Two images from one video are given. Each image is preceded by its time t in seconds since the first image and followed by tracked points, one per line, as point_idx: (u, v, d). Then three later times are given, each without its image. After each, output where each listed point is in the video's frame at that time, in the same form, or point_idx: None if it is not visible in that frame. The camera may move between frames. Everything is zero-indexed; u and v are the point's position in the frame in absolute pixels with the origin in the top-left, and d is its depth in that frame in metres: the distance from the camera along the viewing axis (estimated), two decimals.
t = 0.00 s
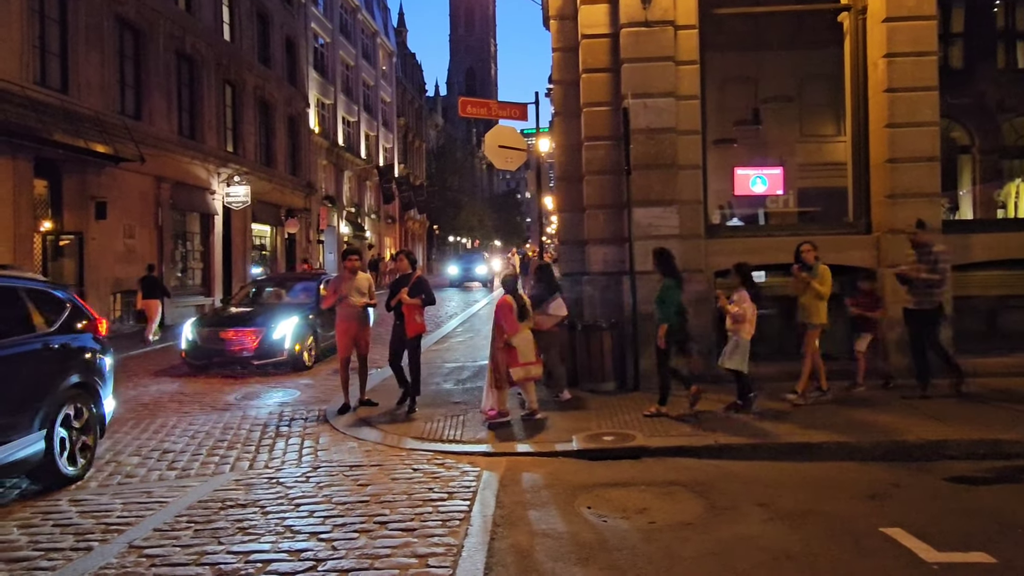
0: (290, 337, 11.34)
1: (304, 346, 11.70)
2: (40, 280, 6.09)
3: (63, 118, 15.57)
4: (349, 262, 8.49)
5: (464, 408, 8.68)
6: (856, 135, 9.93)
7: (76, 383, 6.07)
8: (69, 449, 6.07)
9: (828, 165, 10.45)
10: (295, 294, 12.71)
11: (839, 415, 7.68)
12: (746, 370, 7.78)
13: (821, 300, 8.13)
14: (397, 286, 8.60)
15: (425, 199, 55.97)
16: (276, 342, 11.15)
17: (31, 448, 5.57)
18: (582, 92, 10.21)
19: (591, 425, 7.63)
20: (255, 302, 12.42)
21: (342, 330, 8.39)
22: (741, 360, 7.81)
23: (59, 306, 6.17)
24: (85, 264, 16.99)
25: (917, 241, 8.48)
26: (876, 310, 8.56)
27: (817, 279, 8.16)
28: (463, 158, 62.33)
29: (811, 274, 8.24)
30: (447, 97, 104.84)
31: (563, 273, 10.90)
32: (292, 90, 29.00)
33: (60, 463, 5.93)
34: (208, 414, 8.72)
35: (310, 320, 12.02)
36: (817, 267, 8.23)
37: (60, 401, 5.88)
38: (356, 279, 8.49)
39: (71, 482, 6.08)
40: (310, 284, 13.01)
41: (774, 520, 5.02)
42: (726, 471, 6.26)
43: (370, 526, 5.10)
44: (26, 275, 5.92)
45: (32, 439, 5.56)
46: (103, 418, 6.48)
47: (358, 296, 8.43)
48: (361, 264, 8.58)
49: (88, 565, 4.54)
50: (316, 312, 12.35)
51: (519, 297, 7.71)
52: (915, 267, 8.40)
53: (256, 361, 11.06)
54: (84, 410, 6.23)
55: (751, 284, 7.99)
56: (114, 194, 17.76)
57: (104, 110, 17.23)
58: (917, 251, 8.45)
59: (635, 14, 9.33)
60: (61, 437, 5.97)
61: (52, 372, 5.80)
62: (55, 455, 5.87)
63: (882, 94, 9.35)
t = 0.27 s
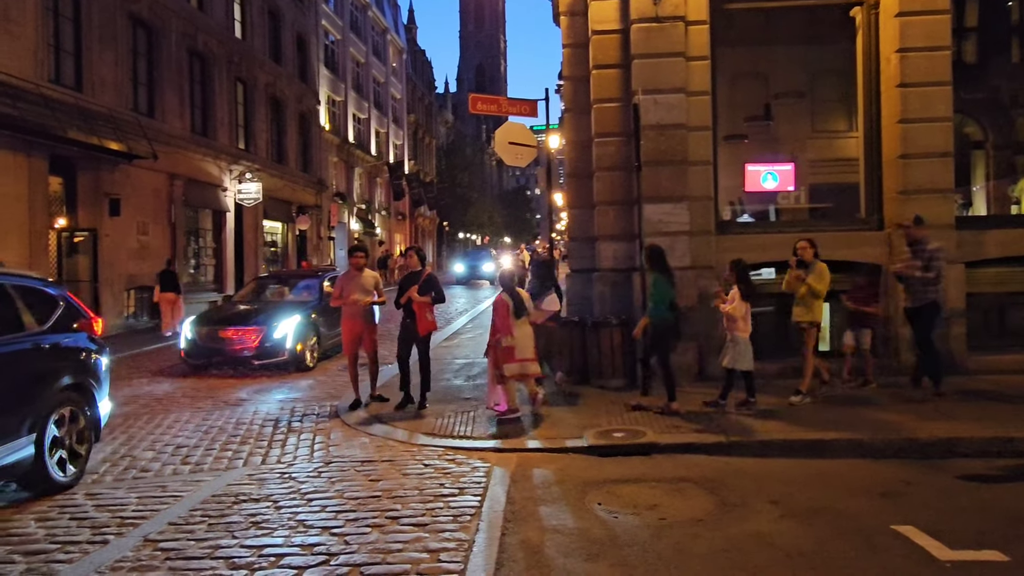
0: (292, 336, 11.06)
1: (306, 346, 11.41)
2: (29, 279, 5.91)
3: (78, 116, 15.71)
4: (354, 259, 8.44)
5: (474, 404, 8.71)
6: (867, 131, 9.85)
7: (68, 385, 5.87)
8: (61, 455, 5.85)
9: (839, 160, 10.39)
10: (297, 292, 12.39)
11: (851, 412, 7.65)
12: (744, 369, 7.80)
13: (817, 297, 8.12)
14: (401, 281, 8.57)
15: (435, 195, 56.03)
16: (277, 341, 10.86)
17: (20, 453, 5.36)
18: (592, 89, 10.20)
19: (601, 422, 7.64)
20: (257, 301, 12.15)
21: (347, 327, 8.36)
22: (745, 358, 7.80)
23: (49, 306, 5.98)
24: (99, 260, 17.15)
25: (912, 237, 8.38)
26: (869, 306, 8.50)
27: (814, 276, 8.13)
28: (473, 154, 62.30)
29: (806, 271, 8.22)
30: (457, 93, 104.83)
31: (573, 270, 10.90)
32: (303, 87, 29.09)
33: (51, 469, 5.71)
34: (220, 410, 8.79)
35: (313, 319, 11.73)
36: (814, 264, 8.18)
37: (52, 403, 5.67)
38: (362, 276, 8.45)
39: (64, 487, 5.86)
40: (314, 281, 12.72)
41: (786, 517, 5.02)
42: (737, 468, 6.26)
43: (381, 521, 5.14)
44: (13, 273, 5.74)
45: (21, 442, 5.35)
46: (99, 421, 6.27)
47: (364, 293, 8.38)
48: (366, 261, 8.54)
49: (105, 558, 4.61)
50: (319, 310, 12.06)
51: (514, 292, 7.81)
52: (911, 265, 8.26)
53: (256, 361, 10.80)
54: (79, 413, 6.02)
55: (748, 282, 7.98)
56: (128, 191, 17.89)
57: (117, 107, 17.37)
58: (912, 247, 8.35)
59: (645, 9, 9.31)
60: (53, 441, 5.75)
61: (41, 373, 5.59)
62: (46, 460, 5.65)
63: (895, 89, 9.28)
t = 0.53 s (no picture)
0: (304, 336, 10.84)
1: (319, 346, 11.18)
2: (30, 276, 5.68)
3: (106, 116, 15.97)
4: (372, 258, 8.40)
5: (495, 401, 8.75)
6: (893, 127, 9.67)
7: (71, 386, 5.64)
8: (63, 458, 5.64)
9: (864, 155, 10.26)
10: (312, 291, 12.21)
11: (876, 410, 7.57)
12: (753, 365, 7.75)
13: (828, 293, 7.99)
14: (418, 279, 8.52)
15: (455, 192, 56.17)
16: (291, 341, 10.66)
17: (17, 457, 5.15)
18: (612, 85, 10.17)
19: (622, 419, 7.63)
20: (270, 300, 11.97)
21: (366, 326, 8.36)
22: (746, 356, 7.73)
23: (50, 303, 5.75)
24: (127, 258, 17.45)
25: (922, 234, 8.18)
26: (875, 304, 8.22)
27: (823, 272, 7.99)
28: (493, 152, 62.32)
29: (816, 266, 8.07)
30: (478, 91, 104.90)
31: (594, 266, 10.89)
32: (325, 86, 29.30)
33: (51, 473, 5.50)
34: (245, 406, 8.91)
35: (327, 318, 11.51)
36: (824, 259, 8.04)
37: (53, 406, 5.46)
38: (380, 275, 8.42)
39: (65, 492, 5.65)
40: (329, 281, 12.49)
41: (809, 516, 4.99)
42: (760, 466, 6.22)
43: (404, 516, 5.19)
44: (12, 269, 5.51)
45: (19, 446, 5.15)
46: (104, 423, 6.05)
47: (383, 292, 8.38)
48: (384, 258, 8.49)
49: (134, 550, 4.71)
50: (333, 310, 11.83)
51: (525, 289, 7.91)
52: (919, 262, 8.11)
53: (269, 361, 10.59)
54: (82, 415, 5.81)
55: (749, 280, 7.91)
56: (154, 189, 18.15)
57: (143, 107, 17.63)
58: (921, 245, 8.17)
59: (666, 5, 9.25)
60: (53, 445, 5.53)
61: (40, 374, 5.36)
62: (46, 464, 5.45)
63: (922, 84, 9.13)
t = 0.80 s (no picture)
0: (331, 335, 10.70)
1: (345, 346, 11.03)
2: (47, 275, 5.54)
3: (147, 118, 16.37)
4: (407, 257, 8.46)
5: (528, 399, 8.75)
6: (935, 120, 9.43)
7: (89, 387, 5.49)
8: (80, 463, 5.48)
9: (904, 150, 10.02)
10: (340, 290, 12.22)
11: (917, 410, 7.40)
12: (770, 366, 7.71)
13: (850, 294, 7.84)
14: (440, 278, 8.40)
15: (487, 191, 56.29)
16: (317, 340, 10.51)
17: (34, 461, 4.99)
18: (645, 81, 10.10)
19: (656, 418, 7.58)
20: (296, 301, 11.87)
21: (399, 324, 8.40)
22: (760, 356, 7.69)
23: (66, 304, 5.60)
24: (168, 257, 17.87)
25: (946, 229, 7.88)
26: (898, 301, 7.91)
27: (844, 272, 7.86)
28: (525, 150, 62.33)
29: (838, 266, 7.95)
30: (509, 89, 104.95)
31: (626, 264, 10.81)
32: (358, 86, 29.60)
33: (69, 479, 5.34)
34: (282, 402, 9.05)
35: (352, 319, 11.36)
36: (845, 259, 7.91)
37: (71, 408, 5.31)
38: (413, 274, 8.43)
39: (84, 498, 5.50)
40: (354, 283, 12.37)
41: (850, 518, 4.90)
42: (798, 466, 6.13)
43: (439, 512, 5.23)
44: (27, 268, 5.36)
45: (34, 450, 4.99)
46: (124, 427, 5.90)
47: (417, 292, 8.35)
48: (418, 258, 8.50)
49: (178, 542, 4.83)
50: (359, 311, 11.68)
51: (553, 287, 8.01)
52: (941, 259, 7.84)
53: (295, 362, 10.45)
54: (101, 417, 5.64)
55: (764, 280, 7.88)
56: (194, 190, 18.52)
57: (183, 110, 18.02)
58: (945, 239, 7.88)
59: None
60: (71, 448, 5.38)
61: (56, 375, 5.20)
62: (63, 469, 5.29)
63: (965, 75, 8.89)
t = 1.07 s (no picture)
0: (369, 336, 10.64)
1: (384, 346, 10.98)
2: (77, 276, 5.37)
3: (200, 122, 16.87)
4: (453, 255, 8.51)
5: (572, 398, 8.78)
6: (994, 113, 9.15)
7: (118, 392, 5.31)
8: (110, 470, 5.31)
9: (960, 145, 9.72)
10: (379, 290, 12.13)
11: (974, 413, 7.17)
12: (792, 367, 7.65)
13: (883, 295, 7.61)
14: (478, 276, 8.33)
15: (529, 191, 56.35)
16: (356, 341, 10.46)
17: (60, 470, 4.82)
18: (690, 79, 10.00)
19: (701, 418, 7.52)
20: (334, 301, 11.82)
21: (443, 322, 8.46)
22: (783, 356, 7.67)
23: (96, 305, 5.44)
24: (220, 257, 18.39)
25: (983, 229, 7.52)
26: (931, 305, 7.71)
27: (877, 272, 7.64)
28: (567, 149, 62.20)
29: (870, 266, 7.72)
30: (551, 88, 104.82)
31: (670, 264, 10.72)
32: (402, 88, 29.97)
33: (98, 487, 5.17)
34: (331, 400, 9.26)
35: (391, 320, 11.29)
36: (878, 258, 7.67)
37: (102, 413, 5.16)
38: (459, 273, 8.47)
39: (113, 507, 5.32)
40: (392, 283, 12.28)
41: (902, 523, 4.79)
42: (848, 470, 6.00)
43: (484, 510, 5.29)
44: (55, 268, 5.19)
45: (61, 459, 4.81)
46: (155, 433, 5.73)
47: (462, 291, 8.37)
48: (464, 257, 8.54)
49: (233, 534, 4.99)
50: (397, 312, 11.61)
51: (591, 284, 8.00)
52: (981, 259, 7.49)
53: (334, 362, 10.43)
54: (133, 423, 5.49)
55: (787, 281, 7.74)
56: (245, 191, 19.00)
57: (234, 113, 18.51)
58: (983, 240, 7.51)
59: None
60: (101, 455, 5.22)
61: (85, 380, 5.04)
62: (92, 477, 5.11)
63: None
